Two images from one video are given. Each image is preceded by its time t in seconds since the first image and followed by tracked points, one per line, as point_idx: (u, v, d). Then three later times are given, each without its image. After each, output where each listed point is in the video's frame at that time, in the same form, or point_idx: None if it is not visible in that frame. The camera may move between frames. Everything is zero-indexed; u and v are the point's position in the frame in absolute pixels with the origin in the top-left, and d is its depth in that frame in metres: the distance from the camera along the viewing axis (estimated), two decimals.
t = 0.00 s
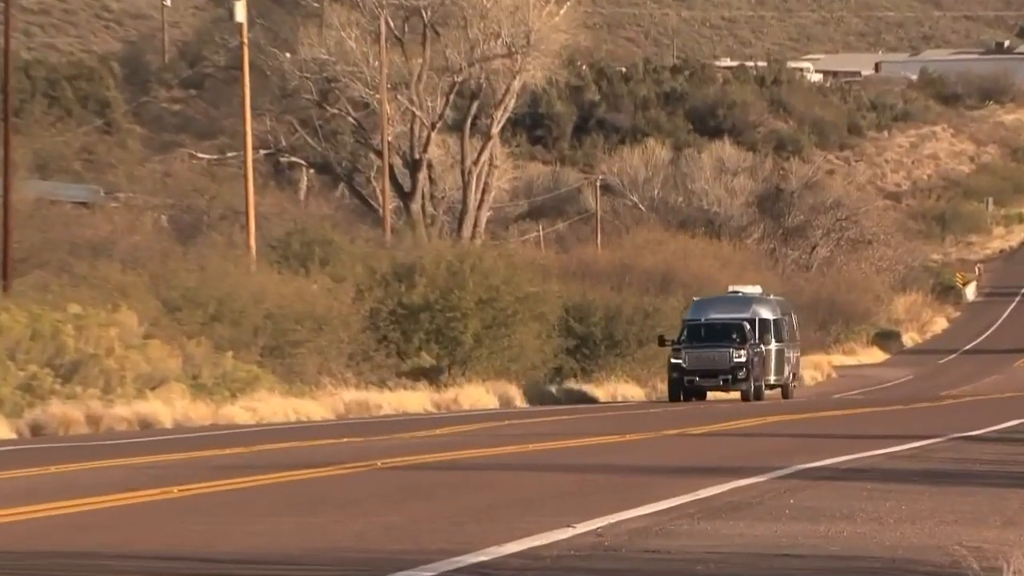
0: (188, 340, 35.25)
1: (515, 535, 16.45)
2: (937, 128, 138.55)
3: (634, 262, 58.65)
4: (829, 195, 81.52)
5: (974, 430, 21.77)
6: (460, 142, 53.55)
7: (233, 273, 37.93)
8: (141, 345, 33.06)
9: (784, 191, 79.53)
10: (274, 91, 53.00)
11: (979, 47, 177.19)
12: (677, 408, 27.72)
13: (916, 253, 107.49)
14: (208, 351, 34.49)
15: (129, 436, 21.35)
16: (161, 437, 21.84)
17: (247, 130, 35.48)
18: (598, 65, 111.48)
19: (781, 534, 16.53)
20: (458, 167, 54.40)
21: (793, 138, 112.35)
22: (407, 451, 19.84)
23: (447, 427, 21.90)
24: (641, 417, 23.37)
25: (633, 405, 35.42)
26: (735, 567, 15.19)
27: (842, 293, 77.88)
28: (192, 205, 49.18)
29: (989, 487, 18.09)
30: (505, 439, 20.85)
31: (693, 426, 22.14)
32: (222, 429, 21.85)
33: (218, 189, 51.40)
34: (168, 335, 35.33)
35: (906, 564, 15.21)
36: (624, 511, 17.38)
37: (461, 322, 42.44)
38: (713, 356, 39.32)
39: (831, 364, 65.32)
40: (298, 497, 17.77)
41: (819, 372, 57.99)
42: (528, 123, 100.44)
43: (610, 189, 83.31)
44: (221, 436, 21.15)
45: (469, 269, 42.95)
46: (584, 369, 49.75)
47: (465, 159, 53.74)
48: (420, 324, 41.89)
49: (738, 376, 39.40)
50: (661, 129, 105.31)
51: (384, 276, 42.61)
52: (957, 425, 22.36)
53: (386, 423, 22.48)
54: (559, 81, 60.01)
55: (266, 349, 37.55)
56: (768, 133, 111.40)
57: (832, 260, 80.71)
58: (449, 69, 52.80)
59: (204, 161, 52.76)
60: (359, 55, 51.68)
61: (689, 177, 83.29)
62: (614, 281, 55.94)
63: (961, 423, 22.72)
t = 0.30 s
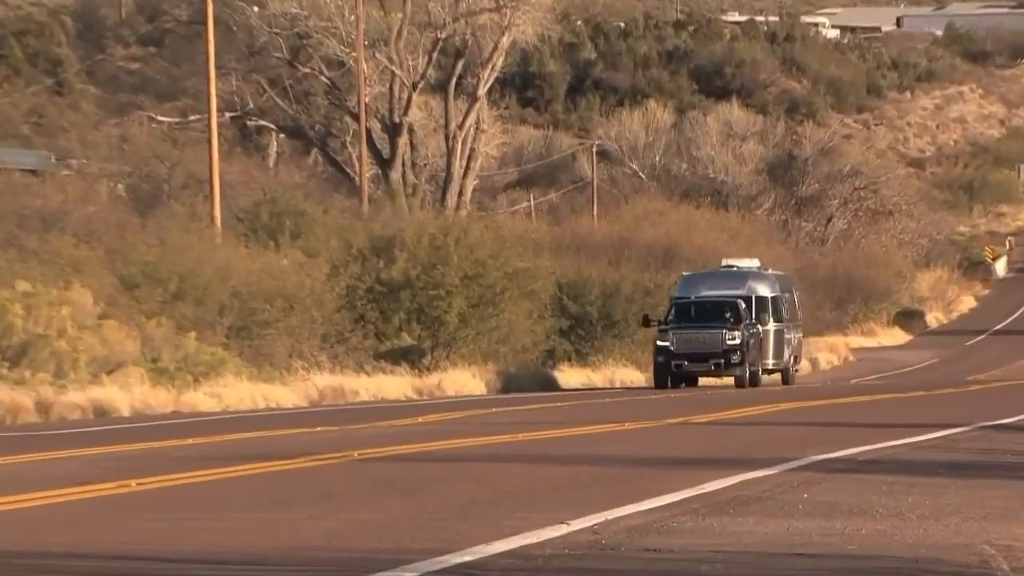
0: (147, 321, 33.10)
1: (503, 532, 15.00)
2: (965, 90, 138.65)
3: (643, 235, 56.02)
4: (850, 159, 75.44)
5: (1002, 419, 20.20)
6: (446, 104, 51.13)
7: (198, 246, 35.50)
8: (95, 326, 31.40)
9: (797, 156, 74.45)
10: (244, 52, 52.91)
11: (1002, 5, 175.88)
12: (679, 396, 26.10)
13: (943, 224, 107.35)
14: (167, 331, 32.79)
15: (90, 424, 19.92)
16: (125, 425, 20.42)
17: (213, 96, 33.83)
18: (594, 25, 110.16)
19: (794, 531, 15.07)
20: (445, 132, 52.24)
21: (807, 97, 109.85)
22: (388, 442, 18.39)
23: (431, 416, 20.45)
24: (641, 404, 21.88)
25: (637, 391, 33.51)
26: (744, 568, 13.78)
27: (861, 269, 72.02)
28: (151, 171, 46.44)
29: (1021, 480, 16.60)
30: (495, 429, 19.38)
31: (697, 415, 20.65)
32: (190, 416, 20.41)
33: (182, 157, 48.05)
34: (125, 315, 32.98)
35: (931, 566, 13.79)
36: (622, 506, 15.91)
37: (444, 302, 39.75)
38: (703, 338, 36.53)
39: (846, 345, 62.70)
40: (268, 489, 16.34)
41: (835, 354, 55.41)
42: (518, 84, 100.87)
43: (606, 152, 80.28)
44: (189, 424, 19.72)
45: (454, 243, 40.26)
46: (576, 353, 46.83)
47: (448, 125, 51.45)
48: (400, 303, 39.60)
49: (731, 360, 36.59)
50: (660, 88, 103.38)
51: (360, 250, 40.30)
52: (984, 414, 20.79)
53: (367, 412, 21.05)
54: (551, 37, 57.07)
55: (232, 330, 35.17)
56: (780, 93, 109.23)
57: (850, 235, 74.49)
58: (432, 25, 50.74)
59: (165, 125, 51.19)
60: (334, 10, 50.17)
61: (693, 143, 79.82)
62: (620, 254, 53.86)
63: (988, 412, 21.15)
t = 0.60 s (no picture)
0: (113, 301, 31.78)
1: (494, 529, 13.92)
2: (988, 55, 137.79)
3: (655, 200, 54.08)
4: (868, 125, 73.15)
5: None
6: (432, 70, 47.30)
7: (168, 221, 33.34)
8: (58, 307, 30.23)
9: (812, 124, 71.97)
10: (211, 12, 48.53)
11: None
12: (679, 382, 24.96)
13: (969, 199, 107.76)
14: (135, 313, 31.48)
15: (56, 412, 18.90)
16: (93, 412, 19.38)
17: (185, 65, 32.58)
18: None
19: (808, 527, 13.99)
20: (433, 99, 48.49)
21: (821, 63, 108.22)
22: (374, 432, 17.30)
23: (418, 404, 19.35)
24: (642, 391, 20.80)
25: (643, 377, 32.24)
26: (755, 568, 12.71)
27: (879, 246, 71.49)
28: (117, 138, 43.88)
29: None
30: (486, 418, 18.28)
31: (701, 402, 19.55)
32: (161, 404, 19.39)
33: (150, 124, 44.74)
34: (89, 297, 31.65)
35: (957, 565, 12.71)
36: (623, 500, 14.81)
37: (432, 282, 37.41)
38: (691, 320, 33.56)
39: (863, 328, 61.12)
40: (243, 482, 15.27)
41: (852, 338, 53.90)
42: (512, 48, 98.36)
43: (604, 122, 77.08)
44: (160, 414, 18.66)
45: (442, 218, 37.75)
46: (574, 336, 45.39)
47: (436, 91, 47.65)
48: (385, 282, 37.32)
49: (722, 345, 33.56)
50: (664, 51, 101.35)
51: (342, 226, 37.96)
52: (1006, 401, 19.66)
53: (349, 399, 19.98)
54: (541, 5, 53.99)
55: (204, 312, 33.08)
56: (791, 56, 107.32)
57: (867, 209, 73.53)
58: None
59: (131, 92, 47.66)
60: None
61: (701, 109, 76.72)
62: (624, 220, 52.35)
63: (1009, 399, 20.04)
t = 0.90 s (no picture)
0: (87, 284, 31.09)
1: (489, 526, 13.15)
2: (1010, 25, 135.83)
3: (661, 178, 53.15)
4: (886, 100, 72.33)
5: None
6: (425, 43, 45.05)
7: (147, 202, 32.20)
8: (30, 292, 29.37)
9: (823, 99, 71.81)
10: None
11: None
12: (683, 372, 24.20)
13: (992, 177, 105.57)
14: (112, 298, 30.48)
15: (34, 402, 18.19)
16: (73, 402, 18.66)
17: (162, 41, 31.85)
18: None
19: (820, 524, 13.21)
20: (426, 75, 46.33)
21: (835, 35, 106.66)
22: (366, 423, 16.52)
23: (411, 394, 18.58)
24: (646, 381, 20.02)
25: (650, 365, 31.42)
26: (764, 566, 11.97)
27: (896, 228, 70.51)
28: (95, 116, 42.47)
29: None
30: (483, 409, 17.51)
31: (707, 392, 18.77)
32: (143, 394, 18.67)
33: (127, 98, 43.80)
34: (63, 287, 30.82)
35: (978, 565, 11.94)
36: (626, 494, 14.04)
37: (424, 265, 36.56)
38: (678, 305, 31.35)
39: (880, 314, 60.29)
40: (227, 475, 14.51)
41: (869, 324, 52.96)
42: (510, 20, 100.26)
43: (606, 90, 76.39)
44: (143, 405, 17.91)
45: (435, 197, 36.93)
46: (574, 322, 44.49)
47: (429, 64, 45.41)
48: (375, 265, 36.87)
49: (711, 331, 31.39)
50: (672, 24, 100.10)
51: (329, 207, 37.56)
52: None
53: (341, 388, 19.23)
54: None
55: (185, 297, 32.10)
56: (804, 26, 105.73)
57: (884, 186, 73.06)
58: None
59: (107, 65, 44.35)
60: None
61: (709, 83, 76.50)
62: (628, 199, 51.57)
63: None
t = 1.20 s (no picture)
0: (75, 270, 30.49)
1: (489, 523, 12.70)
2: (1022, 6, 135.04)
3: (665, 164, 52.62)
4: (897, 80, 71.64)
5: None
6: (424, 24, 44.16)
7: (136, 187, 31.81)
8: (16, 279, 28.48)
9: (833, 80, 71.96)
10: None
11: None
12: (685, 364, 23.73)
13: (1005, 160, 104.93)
14: (99, 287, 29.73)
15: (22, 394, 17.75)
16: (62, 394, 18.22)
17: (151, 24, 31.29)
18: None
19: (831, 520, 12.77)
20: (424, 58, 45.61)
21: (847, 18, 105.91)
22: (363, 416, 16.08)
23: (408, 386, 18.13)
24: (649, 372, 19.55)
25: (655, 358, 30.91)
26: (773, 564, 11.55)
27: (909, 216, 69.29)
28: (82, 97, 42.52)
29: None
30: (484, 401, 17.07)
31: (711, 386, 18.29)
32: (133, 385, 18.23)
33: (115, 80, 42.62)
34: (50, 272, 30.15)
35: (994, 563, 11.51)
36: (630, 490, 13.59)
37: (422, 253, 36.23)
38: (662, 294, 29.84)
39: (891, 303, 59.80)
40: (219, 470, 14.07)
41: (880, 315, 52.37)
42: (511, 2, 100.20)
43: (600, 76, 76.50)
44: (135, 396, 17.50)
45: (433, 183, 36.58)
46: (577, 312, 43.81)
47: (427, 46, 44.52)
48: (371, 253, 36.49)
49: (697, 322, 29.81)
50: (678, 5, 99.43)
51: (324, 192, 37.02)
52: None
53: (338, 381, 18.78)
54: None
55: (175, 286, 31.79)
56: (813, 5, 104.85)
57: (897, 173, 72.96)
58: None
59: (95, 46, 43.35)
60: None
61: (716, 66, 76.87)
62: (631, 184, 51.06)
63: None
